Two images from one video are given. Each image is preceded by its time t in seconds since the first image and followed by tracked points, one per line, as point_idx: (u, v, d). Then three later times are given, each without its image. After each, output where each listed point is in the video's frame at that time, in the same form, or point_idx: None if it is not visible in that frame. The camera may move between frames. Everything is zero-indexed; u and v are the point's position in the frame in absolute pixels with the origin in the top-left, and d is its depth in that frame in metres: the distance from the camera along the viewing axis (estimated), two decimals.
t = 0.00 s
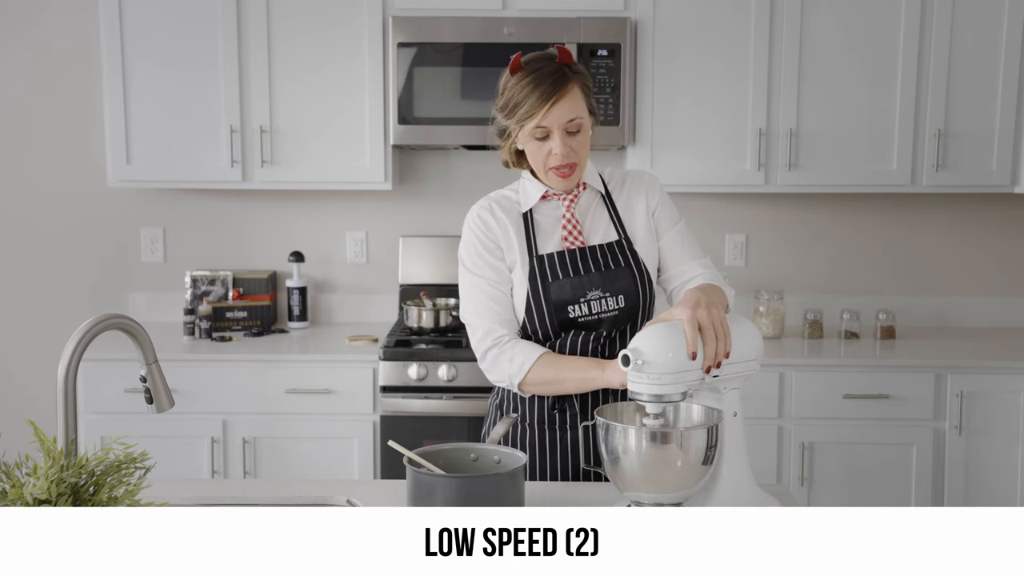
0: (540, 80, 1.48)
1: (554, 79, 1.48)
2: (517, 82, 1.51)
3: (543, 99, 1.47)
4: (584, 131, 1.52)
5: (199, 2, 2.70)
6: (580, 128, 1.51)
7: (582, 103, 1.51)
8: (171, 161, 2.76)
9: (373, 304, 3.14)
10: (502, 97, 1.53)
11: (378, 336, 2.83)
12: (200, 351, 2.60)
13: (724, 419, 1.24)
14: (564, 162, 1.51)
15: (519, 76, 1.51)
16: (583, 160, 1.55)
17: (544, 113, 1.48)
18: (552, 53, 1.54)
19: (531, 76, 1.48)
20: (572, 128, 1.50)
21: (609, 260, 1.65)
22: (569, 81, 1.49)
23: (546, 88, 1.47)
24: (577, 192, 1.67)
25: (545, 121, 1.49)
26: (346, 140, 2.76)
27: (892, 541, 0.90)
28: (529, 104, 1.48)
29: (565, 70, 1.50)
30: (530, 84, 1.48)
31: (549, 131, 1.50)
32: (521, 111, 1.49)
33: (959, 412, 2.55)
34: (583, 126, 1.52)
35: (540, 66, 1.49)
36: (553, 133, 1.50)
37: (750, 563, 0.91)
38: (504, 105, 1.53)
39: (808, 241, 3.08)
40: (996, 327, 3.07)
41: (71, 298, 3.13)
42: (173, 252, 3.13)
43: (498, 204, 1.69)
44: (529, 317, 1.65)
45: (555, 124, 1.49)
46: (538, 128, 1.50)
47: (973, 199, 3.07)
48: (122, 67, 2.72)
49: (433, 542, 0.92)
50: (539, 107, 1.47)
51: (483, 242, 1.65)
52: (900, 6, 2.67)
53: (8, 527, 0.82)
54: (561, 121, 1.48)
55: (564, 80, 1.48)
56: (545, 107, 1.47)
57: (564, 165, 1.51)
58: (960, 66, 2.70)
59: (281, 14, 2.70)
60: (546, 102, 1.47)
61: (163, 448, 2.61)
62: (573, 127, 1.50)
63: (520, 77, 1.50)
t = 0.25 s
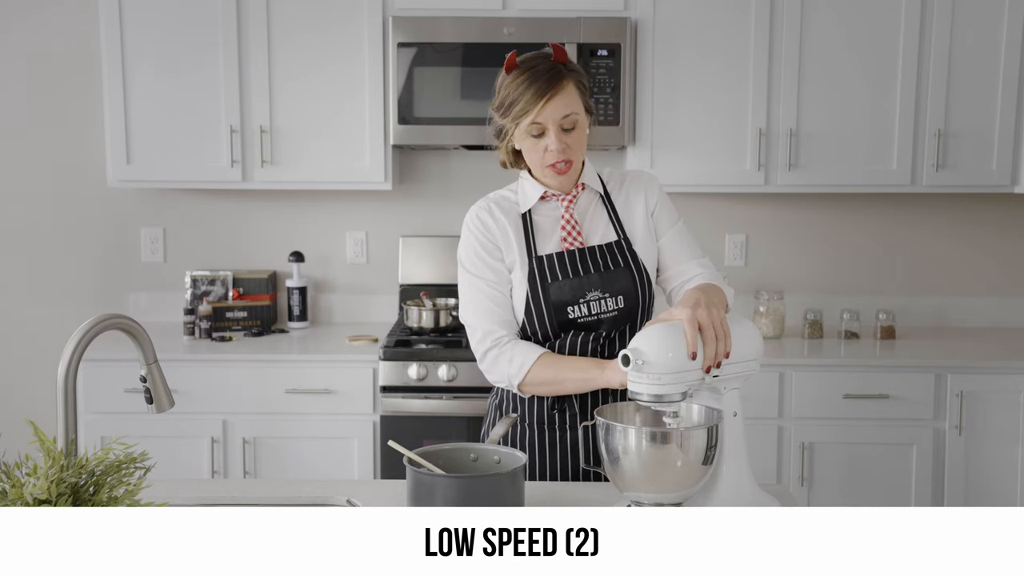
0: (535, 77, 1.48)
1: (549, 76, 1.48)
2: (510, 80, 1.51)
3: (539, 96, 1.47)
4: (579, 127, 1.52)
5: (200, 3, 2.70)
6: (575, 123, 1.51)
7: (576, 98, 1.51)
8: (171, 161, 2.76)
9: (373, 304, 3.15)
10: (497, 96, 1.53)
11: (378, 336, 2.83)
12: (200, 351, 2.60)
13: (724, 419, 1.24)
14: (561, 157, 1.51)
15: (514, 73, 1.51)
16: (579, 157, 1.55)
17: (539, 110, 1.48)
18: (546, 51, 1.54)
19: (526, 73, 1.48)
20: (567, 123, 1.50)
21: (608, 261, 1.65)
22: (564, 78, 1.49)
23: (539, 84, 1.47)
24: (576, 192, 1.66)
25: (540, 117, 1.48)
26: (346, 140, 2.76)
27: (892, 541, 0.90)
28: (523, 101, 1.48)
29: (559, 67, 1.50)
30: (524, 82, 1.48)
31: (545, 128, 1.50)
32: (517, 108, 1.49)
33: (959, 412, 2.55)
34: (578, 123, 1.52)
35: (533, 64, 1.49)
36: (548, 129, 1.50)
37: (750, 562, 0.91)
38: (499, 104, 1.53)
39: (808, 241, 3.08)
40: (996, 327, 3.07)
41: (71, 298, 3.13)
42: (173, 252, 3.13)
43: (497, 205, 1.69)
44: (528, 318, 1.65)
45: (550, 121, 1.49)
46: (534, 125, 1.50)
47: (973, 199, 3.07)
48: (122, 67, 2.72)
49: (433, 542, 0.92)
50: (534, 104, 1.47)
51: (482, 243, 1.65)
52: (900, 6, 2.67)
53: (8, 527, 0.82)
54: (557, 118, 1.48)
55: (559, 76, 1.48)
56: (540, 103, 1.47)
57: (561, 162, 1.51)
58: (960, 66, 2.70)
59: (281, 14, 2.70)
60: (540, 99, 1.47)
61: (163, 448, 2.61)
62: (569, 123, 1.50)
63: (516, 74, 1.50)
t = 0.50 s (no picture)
0: (524, 66, 1.51)
1: (537, 64, 1.51)
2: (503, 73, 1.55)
3: (526, 81, 1.49)
4: (570, 115, 1.53)
5: (200, 3, 2.70)
6: (565, 111, 1.52)
7: (567, 87, 1.52)
8: (171, 161, 2.76)
9: (373, 304, 3.15)
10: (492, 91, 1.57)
11: (378, 336, 2.83)
12: (200, 351, 2.60)
13: (724, 419, 1.24)
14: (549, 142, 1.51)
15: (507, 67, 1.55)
16: (570, 145, 1.55)
17: (527, 95, 1.50)
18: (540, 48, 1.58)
19: (516, 64, 1.52)
20: (556, 109, 1.51)
21: (607, 260, 1.65)
22: (553, 66, 1.52)
23: (528, 71, 1.50)
24: (576, 193, 1.67)
25: (528, 102, 1.50)
26: (346, 139, 2.76)
27: (892, 540, 0.90)
28: (513, 89, 1.51)
29: (550, 59, 1.53)
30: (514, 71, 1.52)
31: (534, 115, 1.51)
32: (506, 97, 1.52)
33: (959, 412, 2.55)
34: (568, 110, 1.53)
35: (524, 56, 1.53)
36: (536, 115, 1.51)
37: (750, 563, 0.91)
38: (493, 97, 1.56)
39: (808, 241, 3.08)
40: (997, 327, 3.07)
41: (71, 298, 3.13)
42: (173, 252, 3.13)
43: (497, 205, 1.69)
44: (529, 318, 1.65)
45: (539, 106, 1.50)
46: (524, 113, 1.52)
47: (973, 199, 3.07)
48: (122, 67, 2.72)
49: (433, 542, 0.92)
50: (522, 89, 1.50)
51: (481, 244, 1.65)
52: (900, 6, 2.67)
53: (8, 527, 0.82)
54: (545, 102, 1.49)
55: (548, 65, 1.51)
56: (527, 88, 1.49)
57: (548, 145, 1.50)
58: (959, 66, 2.70)
59: (281, 15, 2.70)
60: (529, 85, 1.49)
61: (163, 448, 2.61)
62: (557, 109, 1.51)
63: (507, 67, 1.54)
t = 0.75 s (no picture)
0: (523, 65, 1.51)
1: (537, 63, 1.51)
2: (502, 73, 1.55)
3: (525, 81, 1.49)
4: (569, 114, 1.53)
5: (199, 2, 2.69)
6: (564, 110, 1.52)
7: (566, 86, 1.53)
8: (171, 161, 2.76)
9: (373, 304, 3.15)
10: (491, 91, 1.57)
11: (378, 336, 2.83)
12: (200, 351, 2.60)
13: (724, 419, 1.24)
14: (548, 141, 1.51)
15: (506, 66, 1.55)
16: (569, 145, 1.55)
17: (527, 95, 1.50)
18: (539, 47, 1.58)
19: (515, 63, 1.52)
20: (555, 109, 1.51)
21: (607, 260, 1.65)
22: (552, 66, 1.52)
23: (527, 71, 1.50)
24: (575, 193, 1.67)
25: (528, 102, 1.50)
26: (346, 140, 2.76)
27: (892, 540, 0.90)
28: (512, 89, 1.51)
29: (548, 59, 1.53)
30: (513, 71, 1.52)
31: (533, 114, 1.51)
32: (506, 96, 1.52)
33: (959, 412, 2.55)
34: (568, 110, 1.53)
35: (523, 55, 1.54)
36: (536, 115, 1.51)
37: (750, 562, 0.91)
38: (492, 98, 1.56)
39: (808, 241, 3.08)
40: (997, 327, 3.07)
41: (71, 298, 3.13)
42: (173, 252, 3.13)
43: (497, 205, 1.69)
44: (529, 318, 1.65)
45: (538, 106, 1.50)
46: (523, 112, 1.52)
47: (973, 199, 3.07)
48: (122, 67, 2.72)
49: (433, 542, 0.92)
50: (522, 89, 1.50)
51: (481, 244, 1.65)
52: (900, 6, 2.67)
53: (8, 527, 0.82)
54: (544, 102, 1.50)
55: (547, 64, 1.51)
56: (527, 88, 1.49)
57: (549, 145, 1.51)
58: (960, 66, 2.70)
59: (281, 15, 2.70)
60: (527, 85, 1.49)
61: (163, 448, 2.61)
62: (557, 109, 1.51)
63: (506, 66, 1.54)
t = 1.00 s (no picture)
0: (524, 67, 1.51)
1: (537, 65, 1.51)
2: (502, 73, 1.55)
3: (525, 81, 1.49)
4: (567, 118, 1.53)
5: (199, 2, 2.69)
6: (562, 113, 1.52)
7: (565, 90, 1.52)
8: (171, 161, 2.76)
9: (373, 304, 3.15)
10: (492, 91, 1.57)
11: (378, 336, 2.83)
12: (200, 351, 2.60)
13: (724, 419, 1.24)
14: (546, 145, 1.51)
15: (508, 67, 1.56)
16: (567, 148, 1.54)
17: (525, 98, 1.50)
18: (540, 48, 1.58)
19: (517, 65, 1.52)
20: (553, 112, 1.51)
21: (607, 259, 1.65)
22: (552, 69, 1.52)
23: (526, 73, 1.50)
24: (576, 193, 1.67)
25: (527, 103, 1.50)
26: (346, 140, 2.76)
27: (892, 540, 0.90)
28: (511, 91, 1.51)
29: (548, 61, 1.53)
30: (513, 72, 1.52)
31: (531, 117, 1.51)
32: (506, 97, 1.52)
33: (959, 412, 2.55)
34: (567, 113, 1.53)
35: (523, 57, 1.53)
36: (535, 116, 1.50)
37: (749, 562, 0.91)
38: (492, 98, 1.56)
39: (809, 241, 3.08)
40: (997, 327, 3.07)
41: (71, 298, 3.13)
42: (173, 252, 3.13)
43: (497, 204, 1.69)
44: (528, 317, 1.65)
45: (536, 108, 1.50)
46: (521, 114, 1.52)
47: (973, 199, 3.07)
48: (123, 67, 2.72)
49: (433, 542, 0.92)
50: (522, 89, 1.50)
51: (482, 243, 1.65)
52: (900, 6, 2.67)
53: (9, 527, 0.82)
54: (542, 105, 1.49)
55: (547, 67, 1.52)
56: (526, 89, 1.49)
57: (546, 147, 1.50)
58: (959, 66, 2.70)
59: (280, 15, 2.70)
60: (526, 87, 1.49)
61: (163, 448, 2.61)
62: (556, 111, 1.51)
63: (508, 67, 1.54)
